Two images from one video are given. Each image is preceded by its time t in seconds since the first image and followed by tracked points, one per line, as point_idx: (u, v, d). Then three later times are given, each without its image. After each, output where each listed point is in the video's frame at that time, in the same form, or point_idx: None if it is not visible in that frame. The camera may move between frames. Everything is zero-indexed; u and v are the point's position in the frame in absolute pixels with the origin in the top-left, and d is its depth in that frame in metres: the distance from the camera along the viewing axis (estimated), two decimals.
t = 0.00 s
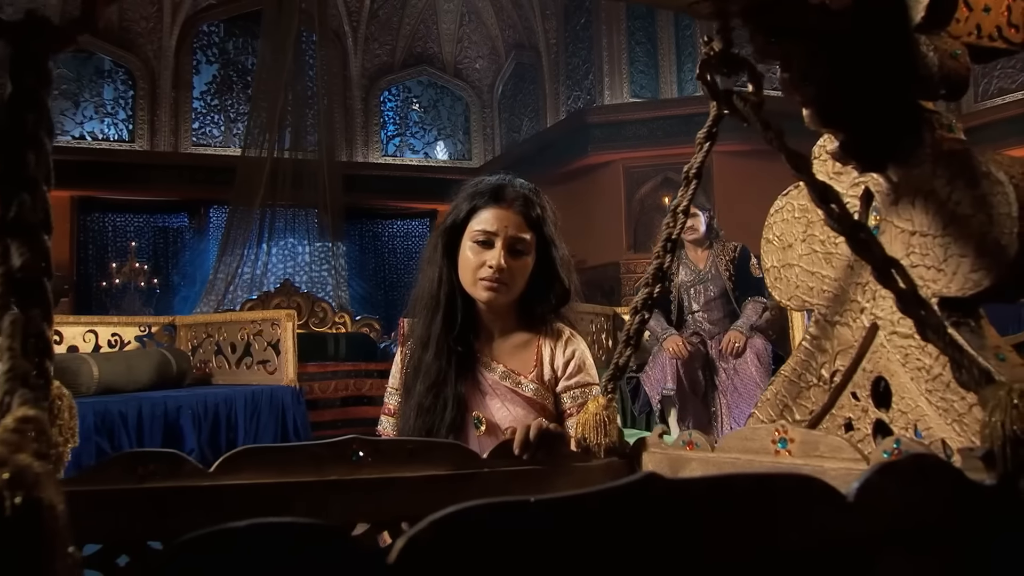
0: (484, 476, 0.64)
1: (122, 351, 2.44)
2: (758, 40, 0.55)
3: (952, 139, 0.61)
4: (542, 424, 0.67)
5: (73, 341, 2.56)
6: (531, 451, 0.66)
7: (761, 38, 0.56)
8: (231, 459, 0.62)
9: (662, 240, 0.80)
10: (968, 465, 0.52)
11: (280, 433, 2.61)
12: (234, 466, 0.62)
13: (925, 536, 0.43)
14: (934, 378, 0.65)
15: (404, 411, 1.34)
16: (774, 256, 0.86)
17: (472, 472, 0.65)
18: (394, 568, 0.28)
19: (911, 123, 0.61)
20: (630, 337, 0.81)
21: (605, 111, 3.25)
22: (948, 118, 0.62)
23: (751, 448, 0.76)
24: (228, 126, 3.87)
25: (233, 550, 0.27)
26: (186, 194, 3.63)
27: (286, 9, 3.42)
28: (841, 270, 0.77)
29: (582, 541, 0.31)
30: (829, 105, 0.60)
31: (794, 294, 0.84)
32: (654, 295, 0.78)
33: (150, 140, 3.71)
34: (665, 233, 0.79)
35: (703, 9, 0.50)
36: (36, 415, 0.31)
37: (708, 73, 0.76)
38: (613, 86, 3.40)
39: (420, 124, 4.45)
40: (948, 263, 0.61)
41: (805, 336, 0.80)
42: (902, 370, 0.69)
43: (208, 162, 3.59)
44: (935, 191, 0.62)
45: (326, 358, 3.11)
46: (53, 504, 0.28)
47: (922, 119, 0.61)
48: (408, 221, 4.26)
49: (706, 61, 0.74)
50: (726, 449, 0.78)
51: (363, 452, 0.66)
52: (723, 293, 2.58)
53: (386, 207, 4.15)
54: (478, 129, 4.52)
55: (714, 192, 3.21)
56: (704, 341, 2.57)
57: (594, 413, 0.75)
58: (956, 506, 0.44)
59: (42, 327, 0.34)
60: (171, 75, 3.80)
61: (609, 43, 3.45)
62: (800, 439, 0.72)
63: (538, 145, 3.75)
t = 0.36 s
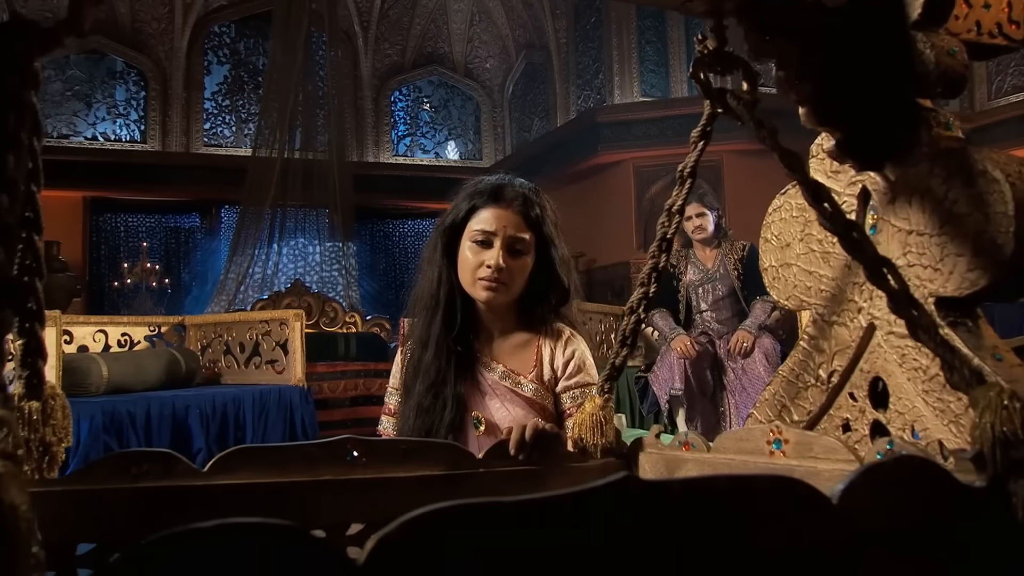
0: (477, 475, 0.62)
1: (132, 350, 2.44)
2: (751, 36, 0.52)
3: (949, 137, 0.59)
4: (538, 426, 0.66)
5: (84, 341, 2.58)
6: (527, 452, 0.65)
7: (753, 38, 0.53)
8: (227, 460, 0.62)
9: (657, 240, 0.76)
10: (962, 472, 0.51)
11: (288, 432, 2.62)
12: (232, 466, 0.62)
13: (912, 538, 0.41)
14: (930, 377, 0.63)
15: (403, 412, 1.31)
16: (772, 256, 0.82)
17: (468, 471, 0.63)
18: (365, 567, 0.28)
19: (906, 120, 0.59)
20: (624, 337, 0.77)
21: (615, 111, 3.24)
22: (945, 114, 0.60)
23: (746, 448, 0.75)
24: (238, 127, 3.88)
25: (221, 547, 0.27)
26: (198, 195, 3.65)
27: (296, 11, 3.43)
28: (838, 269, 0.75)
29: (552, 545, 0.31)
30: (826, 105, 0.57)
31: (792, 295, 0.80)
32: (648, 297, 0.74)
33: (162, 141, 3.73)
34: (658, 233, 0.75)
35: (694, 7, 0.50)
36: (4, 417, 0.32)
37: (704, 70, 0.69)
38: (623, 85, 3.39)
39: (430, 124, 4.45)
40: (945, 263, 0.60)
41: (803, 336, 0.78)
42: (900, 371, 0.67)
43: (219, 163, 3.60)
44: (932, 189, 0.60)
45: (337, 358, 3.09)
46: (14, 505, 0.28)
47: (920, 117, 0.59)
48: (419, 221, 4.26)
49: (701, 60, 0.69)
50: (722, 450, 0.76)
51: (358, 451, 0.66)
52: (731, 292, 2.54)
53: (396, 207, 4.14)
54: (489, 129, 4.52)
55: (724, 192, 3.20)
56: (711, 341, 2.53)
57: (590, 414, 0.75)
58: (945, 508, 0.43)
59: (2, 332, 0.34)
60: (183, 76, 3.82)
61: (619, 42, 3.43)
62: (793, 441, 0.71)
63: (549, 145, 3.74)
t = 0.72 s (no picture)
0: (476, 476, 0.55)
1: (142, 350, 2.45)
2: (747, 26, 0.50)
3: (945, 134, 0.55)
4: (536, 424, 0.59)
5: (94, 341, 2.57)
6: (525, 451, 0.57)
7: (749, 35, 0.49)
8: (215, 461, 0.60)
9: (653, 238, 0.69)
10: (951, 470, 0.48)
11: (296, 432, 2.63)
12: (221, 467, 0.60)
13: (899, 540, 0.37)
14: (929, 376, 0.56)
15: (404, 413, 1.25)
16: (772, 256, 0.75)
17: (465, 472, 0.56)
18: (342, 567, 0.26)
19: (905, 118, 0.55)
20: (621, 337, 0.73)
21: (625, 111, 3.23)
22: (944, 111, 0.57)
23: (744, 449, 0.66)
24: (249, 127, 3.90)
25: (197, 546, 0.25)
26: (209, 195, 3.67)
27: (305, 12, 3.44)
28: (836, 268, 0.68)
29: (539, 544, 0.28)
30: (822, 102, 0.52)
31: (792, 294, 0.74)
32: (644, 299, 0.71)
33: (173, 142, 3.74)
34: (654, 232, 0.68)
35: None
36: None
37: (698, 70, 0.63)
38: (633, 85, 3.36)
39: (441, 124, 4.45)
40: (942, 262, 0.55)
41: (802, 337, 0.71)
42: (898, 371, 0.60)
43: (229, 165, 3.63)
44: (929, 189, 0.55)
45: (348, 357, 3.09)
46: None
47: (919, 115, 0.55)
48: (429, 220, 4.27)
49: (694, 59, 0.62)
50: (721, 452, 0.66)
51: (353, 452, 0.58)
52: (740, 292, 2.53)
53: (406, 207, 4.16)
54: (499, 128, 4.52)
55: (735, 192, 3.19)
56: (720, 341, 2.51)
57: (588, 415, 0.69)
58: (943, 508, 0.39)
59: None
60: (194, 77, 3.84)
61: (629, 42, 3.41)
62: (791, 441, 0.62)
63: (559, 144, 3.73)
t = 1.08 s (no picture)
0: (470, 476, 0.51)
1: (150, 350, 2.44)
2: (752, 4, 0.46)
3: (942, 133, 0.49)
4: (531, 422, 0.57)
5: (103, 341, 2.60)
6: (521, 453, 0.54)
7: (743, 33, 0.44)
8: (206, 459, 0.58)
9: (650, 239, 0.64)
10: (945, 476, 0.42)
11: (303, 431, 2.64)
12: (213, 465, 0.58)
13: (889, 544, 0.33)
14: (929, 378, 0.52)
15: (404, 415, 1.21)
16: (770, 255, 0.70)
17: (461, 472, 0.53)
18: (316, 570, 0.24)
19: (903, 117, 0.49)
20: (618, 339, 0.67)
21: (634, 110, 3.21)
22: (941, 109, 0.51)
23: (741, 450, 0.61)
24: (259, 129, 3.91)
25: (182, 541, 0.23)
26: (220, 195, 3.68)
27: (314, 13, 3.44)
28: (835, 268, 0.63)
29: (531, 539, 0.26)
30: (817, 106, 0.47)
31: (790, 295, 0.68)
32: (642, 298, 0.67)
33: (183, 143, 3.75)
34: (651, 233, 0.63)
35: None
36: None
37: (694, 70, 0.60)
38: (643, 84, 3.34)
39: (451, 124, 4.47)
40: (940, 262, 0.50)
41: (800, 338, 0.65)
42: (896, 372, 0.56)
43: (240, 165, 3.64)
44: (927, 187, 0.50)
45: (357, 358, 3.11)
46: None
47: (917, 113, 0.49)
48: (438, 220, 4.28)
49: (690, 59, 0.60)
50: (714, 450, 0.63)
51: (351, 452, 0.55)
52: (748, 292, 2.50)
53: (416, 208, 4.16)
54: (509, 129, 4.53)
55: (744, 192, 3.19)
56: (728, 341, 2.47)
57: (586, 417, 0.66)
58: (968, 508, 0.37)
59: None
60: (204, 78, 3.86)
61: (638, 41, 3.39)
62: (786, 443, 0.58)
63: (569, 144, 3.72)
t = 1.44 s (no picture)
0: (467, 475, 0.51)
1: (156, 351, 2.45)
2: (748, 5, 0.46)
3: (941, 133, 0.48)
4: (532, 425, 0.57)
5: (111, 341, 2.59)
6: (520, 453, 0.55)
7: (739, 32, 0.43)
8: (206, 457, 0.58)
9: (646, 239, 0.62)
10: (936, 477, 0.41)
11: (308, 430, 2.64)
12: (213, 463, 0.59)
13: (871, 552, 0.33)
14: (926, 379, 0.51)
15: (404, 414, 1.19)
16: (768, 255, 0.67)
17: (459, 472, 0.53)
18: (296, 568, 0.25)
19: (900, 119, 0.48)
20: (616, 338, 0.64)
21: (641, 110, 3.20)
22: (939, 107, 0.50)
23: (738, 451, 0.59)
24: (267, 129, 3.91)
25: (165, 539, 0.25)
26: (229, 196, 3.69)
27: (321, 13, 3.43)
28: (833, 267, 0.61)
29: (512, 543, 0.27)
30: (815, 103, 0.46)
31: (788, 295, 0.66)
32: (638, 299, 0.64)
33: (191, 144, 3.76)
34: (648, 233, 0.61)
35: None
36: None
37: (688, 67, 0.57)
38: (649, 84, 3.33)
39: (458, 124, 4.46)
40: (936, 262, 0.49)
41: (799, 338, 0.63)
42: (894, 372, 0.55)
43: (249, 166, 3.65)
44: (924, 187, 0.49)
45: (365, 358, 3.11)
46: None
47: (914, 113, 0.48)
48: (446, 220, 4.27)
49: (690, 56, 0.56)
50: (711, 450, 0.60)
51: (347, 452, 0.54)
52: (755, 292, 2.47)
53: (423, 208, 4.16)
54: (517, 129, 4.52)
55: (750, 192, 3.18)
56: (734, 341, 2.44)
57: (585, 417, 0.62)
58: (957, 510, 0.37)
59: None
60: (212, 79, 3.86)
61: (645, 41, 3.37)
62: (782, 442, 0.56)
63: (576, 143, 3.71)
